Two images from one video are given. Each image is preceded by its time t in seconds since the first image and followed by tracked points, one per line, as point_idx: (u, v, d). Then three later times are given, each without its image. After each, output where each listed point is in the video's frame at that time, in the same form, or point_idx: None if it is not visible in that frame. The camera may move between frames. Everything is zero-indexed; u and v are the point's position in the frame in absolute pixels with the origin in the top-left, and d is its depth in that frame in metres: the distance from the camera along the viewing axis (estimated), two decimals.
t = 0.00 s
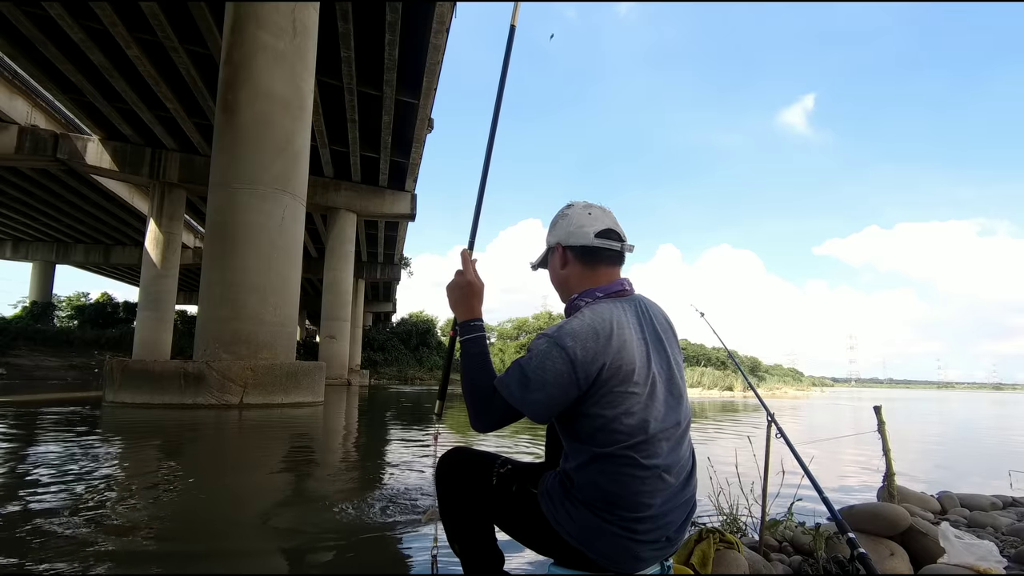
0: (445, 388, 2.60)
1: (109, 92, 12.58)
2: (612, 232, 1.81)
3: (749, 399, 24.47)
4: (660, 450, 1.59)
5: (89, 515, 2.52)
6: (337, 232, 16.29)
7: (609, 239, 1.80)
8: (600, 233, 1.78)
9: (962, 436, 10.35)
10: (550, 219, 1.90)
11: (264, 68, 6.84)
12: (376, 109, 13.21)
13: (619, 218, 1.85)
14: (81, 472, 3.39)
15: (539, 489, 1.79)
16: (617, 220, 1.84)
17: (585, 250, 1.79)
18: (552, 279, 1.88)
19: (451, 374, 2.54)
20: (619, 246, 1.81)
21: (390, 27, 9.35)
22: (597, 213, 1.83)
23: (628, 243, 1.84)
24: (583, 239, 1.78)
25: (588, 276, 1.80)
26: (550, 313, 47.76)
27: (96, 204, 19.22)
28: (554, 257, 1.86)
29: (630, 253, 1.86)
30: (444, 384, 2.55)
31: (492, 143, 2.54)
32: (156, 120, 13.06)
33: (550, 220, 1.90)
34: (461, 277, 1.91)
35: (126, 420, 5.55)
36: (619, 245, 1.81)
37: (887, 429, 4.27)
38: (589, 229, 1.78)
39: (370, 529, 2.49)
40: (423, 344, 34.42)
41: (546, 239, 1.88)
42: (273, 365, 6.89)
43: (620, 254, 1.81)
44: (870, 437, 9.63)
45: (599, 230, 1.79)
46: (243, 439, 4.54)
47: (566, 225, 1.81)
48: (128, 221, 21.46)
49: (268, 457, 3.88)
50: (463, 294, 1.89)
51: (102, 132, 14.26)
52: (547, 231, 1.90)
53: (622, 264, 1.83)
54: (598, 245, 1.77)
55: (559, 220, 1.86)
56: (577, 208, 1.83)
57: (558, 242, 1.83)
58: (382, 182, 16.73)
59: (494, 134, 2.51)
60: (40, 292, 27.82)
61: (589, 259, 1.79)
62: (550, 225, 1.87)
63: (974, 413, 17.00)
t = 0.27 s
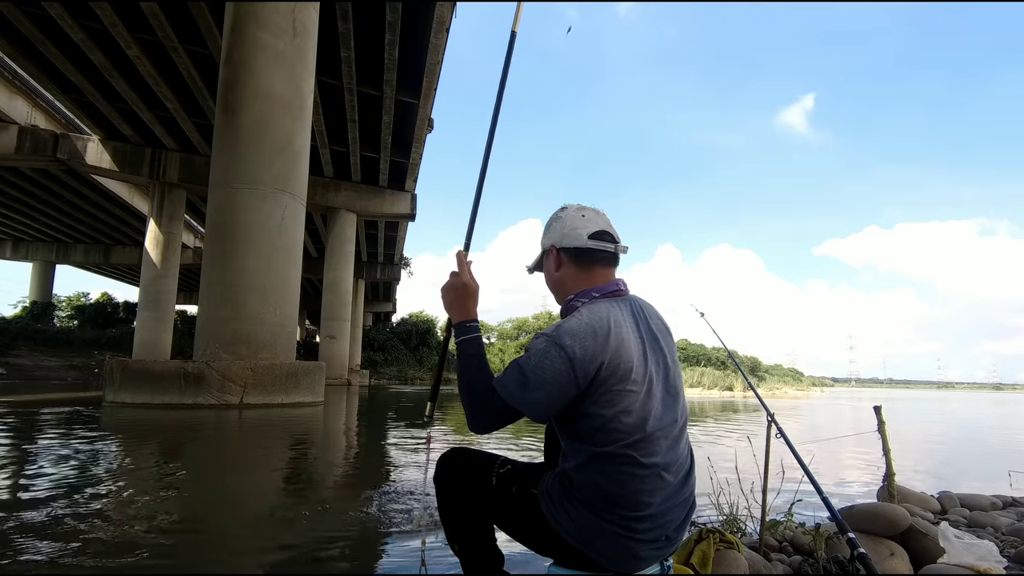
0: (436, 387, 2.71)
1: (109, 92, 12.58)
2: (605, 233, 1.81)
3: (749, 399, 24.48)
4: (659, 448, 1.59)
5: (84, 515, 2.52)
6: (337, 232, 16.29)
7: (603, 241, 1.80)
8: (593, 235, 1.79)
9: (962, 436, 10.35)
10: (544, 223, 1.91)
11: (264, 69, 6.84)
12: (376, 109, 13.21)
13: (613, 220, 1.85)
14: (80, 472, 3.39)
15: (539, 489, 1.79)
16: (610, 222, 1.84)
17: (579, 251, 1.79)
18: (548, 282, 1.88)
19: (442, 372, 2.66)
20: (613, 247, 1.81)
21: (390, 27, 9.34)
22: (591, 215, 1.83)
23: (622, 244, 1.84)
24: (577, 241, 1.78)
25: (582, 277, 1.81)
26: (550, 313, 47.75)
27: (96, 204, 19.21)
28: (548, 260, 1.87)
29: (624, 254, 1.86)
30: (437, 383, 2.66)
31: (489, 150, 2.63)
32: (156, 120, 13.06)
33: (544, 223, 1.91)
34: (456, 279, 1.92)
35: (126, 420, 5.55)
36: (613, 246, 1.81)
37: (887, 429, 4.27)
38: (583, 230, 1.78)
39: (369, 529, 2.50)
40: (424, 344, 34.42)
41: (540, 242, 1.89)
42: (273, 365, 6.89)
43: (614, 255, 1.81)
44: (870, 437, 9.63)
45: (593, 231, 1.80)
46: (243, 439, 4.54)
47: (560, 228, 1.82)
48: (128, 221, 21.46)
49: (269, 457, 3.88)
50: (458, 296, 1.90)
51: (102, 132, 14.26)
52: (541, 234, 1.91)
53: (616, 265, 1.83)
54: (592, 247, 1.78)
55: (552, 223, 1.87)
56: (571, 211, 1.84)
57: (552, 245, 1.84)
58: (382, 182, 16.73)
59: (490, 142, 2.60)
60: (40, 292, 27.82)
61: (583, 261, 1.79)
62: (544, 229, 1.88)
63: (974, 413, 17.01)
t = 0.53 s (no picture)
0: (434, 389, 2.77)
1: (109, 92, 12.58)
2: (596, 236, 1.81)
3: (750, 399, 24.48)
4: (655, 444, 1.59)
5: (84, 515, 2.52)
6: (337, 232, 16.29)
7: (594, 244, 1.80)
8: (583, 238, 1.79)
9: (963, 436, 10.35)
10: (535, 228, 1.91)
11: (264, 69, 6.85)
12: (376, 109, 13.21)
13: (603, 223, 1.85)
14: (80, 472, 3.39)
15: (539, 489, 1.79)
16: (601, 225, 1.84)
17: (570, 254, 1.79)
18: (540, 286, 1.89)
19: (439, 374, 2.71)
20: (604, 249, 1.81)
21: (390, 27, 9.35)
22: (581, 219, 1.83)
23: (612, 247, 1.84)
24: (567, 244, 1.78)
25: (574, 279, 1.81)
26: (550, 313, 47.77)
27: (96, 204, 19.21)
28: (541, 264, 1.87)
29: (616, 256, 1.86)
30: (434, 385, 2.72)
31: (479, 146, 2.88)
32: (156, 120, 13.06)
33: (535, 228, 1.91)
34: (448, 283, 1.92)
35: (126, 420, 5.55)
36: (603, 249, 1.81)
37: (887, 429, 4.27)
38: (573, 234, 1.78)
39: (370, 529, 2.49)
40: (424, 344, 34.42)
41: (532, 247, 1.89)
42: (273, 366, 6.89)
43: (605, 258, 1.81)
44: (870, 437, 9.63)
45: (583, 234, 1.79)
46: (243, 439, 4.54)
47: (550, 232, 1.82)
48: (128, 221, 21.46)
49: (269, 457, 3.88)
50: (451, 300, 1.91)
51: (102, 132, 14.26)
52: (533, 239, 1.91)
53: (608, 267, 1.83)
54: (582, 250, 1.77)
55: (543, 228, 1.87)
56: (561, 216, 1.84)
57: (543, 249, 1.84)
58: (382, 182, 16.73)
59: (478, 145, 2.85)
60: (40, 292, 27.82)
61: (574, 264, 1.79)
62: (535, 233, 1.88)
63: (974, 413, 17.01)
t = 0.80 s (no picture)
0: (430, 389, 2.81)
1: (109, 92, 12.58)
2: (584, 242, 1.81)
3: (749, 399, 24.52)
4: (650, 436, 1.61)
5: (85, 515, 2.51)
6: (337, 232, 16.29)
7: (582, 249, 1.81)
8: (571, 244, 1.79)
9: (962, 436, 10.36)
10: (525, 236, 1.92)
11: (264, 68, 6.84)
12: (376, 109, 13.21)
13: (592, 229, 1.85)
14: (80, 472, 3.39)
15: (538, 488, 1.79)
16: (589, 231, 1.85)
17: (558, 259, 1.79)
18: (532, 292, 1.89)
19: (435, 373, 2.75)
20: (593, 254, 1.81)
21: (390, 27, 9.35)
22: (570, 226, 1.83)
23: (601, 252, 1.84)
24: (555, 250, 1.79)
25: (564, 283, 1.81)
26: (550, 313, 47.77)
27: (96, 204, 19.22)
28: (531, 271, 1.88)
29: (604, 262, 1.87)
30: (431, 385, 2.75)
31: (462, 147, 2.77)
32: (156, 120, 13.06)
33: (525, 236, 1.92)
34: (439, 286, 1.93)
35: (126, 420, 5.55)
36: (592, 254, 1.82)
37: (887, 430, 4.26)
38: (561, 240, 1.79)
39: (370, 529, 2.50)
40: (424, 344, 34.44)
41: (523, 255, 1.90)
42: (273, 366, 6.89)
43: (594, 262, 1.82)
44: (870, 437, 9.65)
45: (571, 240, 1.80)
46: (243, 439, 4.54)
47: (539, 239, 1.83)
48: (128, 221, 21.46)
49: (269, 457, 3.88)
50: (442, 303, 1.90)
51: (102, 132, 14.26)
52: (523, 247, 1.92)
53: (597, 272, 1.83)
54: (571, 255, 1.78)
55: (533, 235, 1.88)
56: (550, 223, 1.85)
57: (533, 256, 1.85)
58: (382, 182, 16.73)
59: (462, 141, 2.74)
60: (40, 292, 27.82)
61: (563, 268, 1.80)
62: (525, 240, 1.89)
63: (973, 413, 17.03)
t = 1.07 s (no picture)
0: (423, 390, 2.83)
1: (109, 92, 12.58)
2: (571, 250, 1.88)
3: (749, 399, 24.50)
4: (642, 428, 1.65)
5: (85, 515, 2.52)
6: (337, 232, 16.29)
7: (570, 256, 1.88)
8: (559, 252, 1.86)
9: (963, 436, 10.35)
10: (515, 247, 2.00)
11: (264, 68, 6.85)
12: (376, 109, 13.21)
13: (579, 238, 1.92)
14: (80, 472, 3.39)
15: (538, 486, 1.79)
16: (577, 240, 1.92)
17: (546, 267, 1.86)
18: (523, 300, 1.95)
19: (428, 376, 2.78)
20: (580, 261, 1.88)
21: (390, 27, 9.35)
22: (558, 235, 1.90)
23: (588, 260, 1.90)
24: (543, 258, 1.86)
25: (553, 289, 1.87)
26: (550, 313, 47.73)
27: (96, 204, 19.21)
28: (522, 279, 1.95)
29: (592, 269, 1.93)
30: (424, 387, 2.78)
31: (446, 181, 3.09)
32: (156, 120, 13.06)
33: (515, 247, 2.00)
34: (429, 292, 1.93)
35: (126, 420, 5.55)
36: (579, 261, 1.88)
37: (887, 430, 4.26)
38: (549, 248, 1.86)
39: (370, 528, 2.50)
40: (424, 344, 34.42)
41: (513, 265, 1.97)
42: (273, 366, 6.89)
43: (581, 269, 1.88)
44: (870, 437, 9.64)
45: (559, 249, 1.87)
46: (243, 439, 4.54)
47: (529, 248, 1.91)
48: (128, 221, 21.45)
49: (269, 457, 3.87)
50: (433, 309, 1.92)
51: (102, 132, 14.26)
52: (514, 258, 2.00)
53: (584, 278, 1.89)
54: (558, 262, 1.85)
55: (523, 246, 1.95)
56: (538, 233, 1.92)
57: (523, 264, 1.92)
58: (382, 182, 16.73)
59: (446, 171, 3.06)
60: (40, 292, 27.81)
61: (552, 275, 1.86)
62: (516, 251, 1.96)
63: (974, 413, 17.00)
